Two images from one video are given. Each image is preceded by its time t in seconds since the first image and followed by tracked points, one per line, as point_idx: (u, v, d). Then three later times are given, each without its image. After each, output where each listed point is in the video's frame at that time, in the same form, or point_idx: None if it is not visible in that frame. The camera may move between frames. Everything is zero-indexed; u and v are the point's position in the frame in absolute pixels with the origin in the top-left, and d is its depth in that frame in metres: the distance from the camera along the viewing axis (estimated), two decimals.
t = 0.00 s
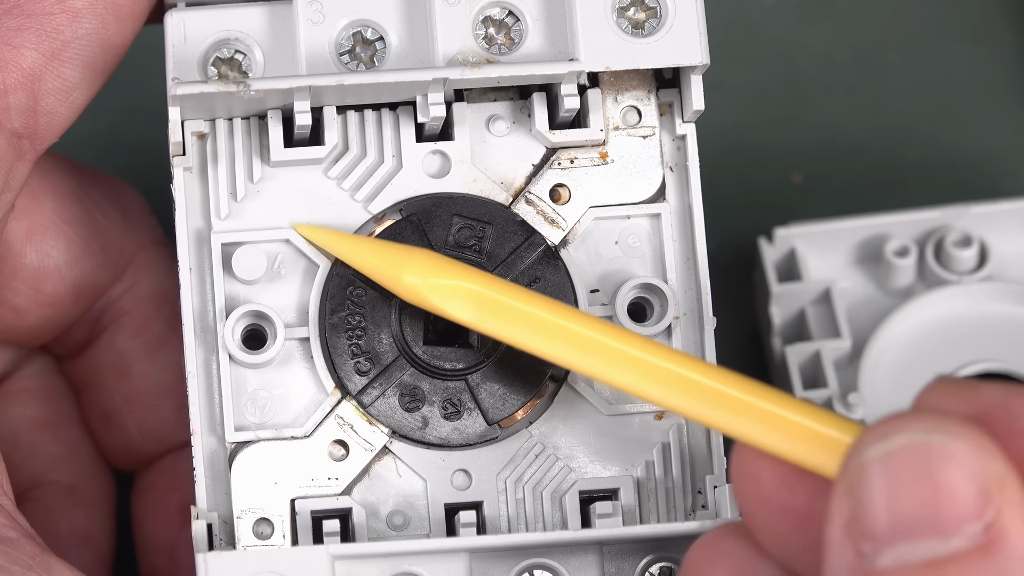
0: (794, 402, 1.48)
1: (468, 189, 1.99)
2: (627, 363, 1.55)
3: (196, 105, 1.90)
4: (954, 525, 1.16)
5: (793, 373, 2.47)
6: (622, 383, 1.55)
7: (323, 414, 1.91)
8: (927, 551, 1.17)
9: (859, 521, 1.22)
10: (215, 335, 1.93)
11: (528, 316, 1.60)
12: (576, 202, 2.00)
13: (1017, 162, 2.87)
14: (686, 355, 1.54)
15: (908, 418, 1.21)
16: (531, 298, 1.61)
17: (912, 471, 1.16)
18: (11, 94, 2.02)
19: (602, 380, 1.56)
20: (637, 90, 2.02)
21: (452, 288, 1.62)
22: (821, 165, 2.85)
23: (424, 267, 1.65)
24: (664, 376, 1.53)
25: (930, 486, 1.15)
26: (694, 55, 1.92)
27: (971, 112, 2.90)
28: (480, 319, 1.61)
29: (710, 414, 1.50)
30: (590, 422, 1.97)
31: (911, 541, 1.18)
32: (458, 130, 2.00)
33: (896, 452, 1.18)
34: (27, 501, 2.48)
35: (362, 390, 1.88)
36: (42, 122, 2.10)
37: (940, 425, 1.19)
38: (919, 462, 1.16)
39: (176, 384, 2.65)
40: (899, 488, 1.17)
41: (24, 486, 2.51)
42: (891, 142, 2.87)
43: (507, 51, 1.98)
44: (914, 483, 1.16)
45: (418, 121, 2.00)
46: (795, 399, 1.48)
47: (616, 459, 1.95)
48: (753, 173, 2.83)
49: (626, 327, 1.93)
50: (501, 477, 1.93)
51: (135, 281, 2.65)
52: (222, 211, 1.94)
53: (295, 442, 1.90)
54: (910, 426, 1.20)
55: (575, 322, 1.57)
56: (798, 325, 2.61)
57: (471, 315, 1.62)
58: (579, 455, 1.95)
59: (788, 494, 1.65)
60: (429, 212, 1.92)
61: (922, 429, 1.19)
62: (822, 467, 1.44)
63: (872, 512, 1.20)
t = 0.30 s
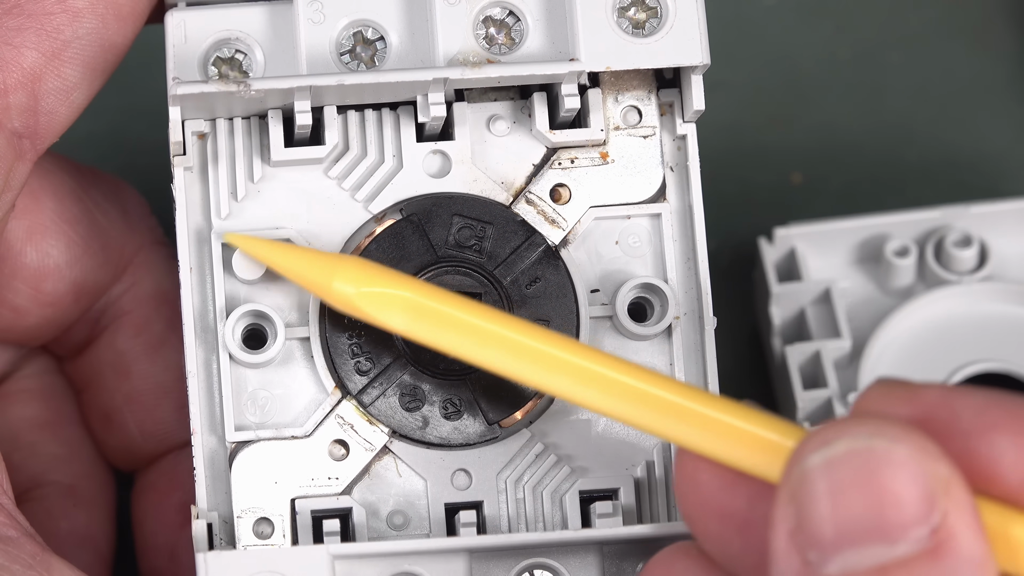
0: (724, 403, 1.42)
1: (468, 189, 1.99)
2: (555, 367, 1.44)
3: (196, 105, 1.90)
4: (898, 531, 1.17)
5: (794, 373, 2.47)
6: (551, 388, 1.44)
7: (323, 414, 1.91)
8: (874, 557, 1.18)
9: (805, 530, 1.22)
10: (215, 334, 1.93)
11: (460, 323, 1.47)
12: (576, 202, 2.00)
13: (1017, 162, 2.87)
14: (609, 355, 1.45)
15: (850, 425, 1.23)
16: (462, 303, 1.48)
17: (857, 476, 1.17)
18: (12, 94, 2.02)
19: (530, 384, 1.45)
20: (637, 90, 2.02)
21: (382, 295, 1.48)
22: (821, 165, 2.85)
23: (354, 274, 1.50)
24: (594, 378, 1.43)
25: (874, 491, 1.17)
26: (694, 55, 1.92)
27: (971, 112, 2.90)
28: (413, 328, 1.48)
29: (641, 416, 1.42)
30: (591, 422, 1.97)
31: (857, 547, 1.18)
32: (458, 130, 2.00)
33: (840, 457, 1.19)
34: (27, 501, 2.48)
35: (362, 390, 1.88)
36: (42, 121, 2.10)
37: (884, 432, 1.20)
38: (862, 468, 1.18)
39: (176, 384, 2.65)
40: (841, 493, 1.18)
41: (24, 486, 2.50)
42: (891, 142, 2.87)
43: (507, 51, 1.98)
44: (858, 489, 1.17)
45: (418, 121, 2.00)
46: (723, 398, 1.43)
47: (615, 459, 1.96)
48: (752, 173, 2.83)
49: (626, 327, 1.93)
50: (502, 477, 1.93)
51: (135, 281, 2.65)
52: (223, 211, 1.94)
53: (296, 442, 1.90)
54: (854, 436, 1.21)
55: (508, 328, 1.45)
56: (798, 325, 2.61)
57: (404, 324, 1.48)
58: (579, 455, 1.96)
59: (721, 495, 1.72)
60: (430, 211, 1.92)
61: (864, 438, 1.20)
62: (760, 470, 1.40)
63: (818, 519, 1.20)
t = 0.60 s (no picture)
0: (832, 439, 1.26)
1: (468, 189, 1.99)
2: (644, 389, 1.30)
3: (196, 105, 1.90)
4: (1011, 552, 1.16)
5: (793, 372, 2.47)
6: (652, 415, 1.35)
7: (322, 414, 1.91)
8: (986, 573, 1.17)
9: (918, 543, 1.20)
10: (215, 334, 1.93)
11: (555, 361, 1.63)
12: (576, 202, 2.00)
13: (1017, 162, 2.87)
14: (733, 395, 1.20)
15: (968, 443, 1.21)
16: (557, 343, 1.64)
17: (976, 494, 1.16)
18: (11, 93, 2.02)
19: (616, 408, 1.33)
20: (637, 90, 2.02)
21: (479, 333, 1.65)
22: (821, 166, 2.85)
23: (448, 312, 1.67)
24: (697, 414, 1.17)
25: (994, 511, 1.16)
26: (694, 55, 1.92)
27: (971, 112, 2.90)
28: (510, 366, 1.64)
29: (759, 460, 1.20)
30: (590, 422, 1.97)
31: (968, 561, 1.18)
32: (458, 130, 2.00)
33: (961, 475, 1.17)
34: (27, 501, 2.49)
35: (362, 390, 1.89)
36: (42, 121, 2.10)
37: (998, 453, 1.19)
38: (985, 488, 1.16)
39: (176, 383, 2.65)
40: (961, 512, 1.17)
41: (25, 486, 2.51)
42: (891, 142, 2.87)
43: (507, 51, 1.98)
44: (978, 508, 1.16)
45: (418, 121, 2.00)
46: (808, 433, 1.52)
47: (615, 459, 1.95)
48: (752, 173, 2.83)
49: (626, 327, 1.93)
50: (501, 477, 1.93)
51: (135, 281, 2.65)
52: (222, 211, 1.94)
53: (295, 442, 1.90)
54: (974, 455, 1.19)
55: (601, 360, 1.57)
56: (798, 325, 2.61)
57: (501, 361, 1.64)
58: (579, 455, 1.96)
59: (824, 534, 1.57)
60: (429, 211, 1.93)
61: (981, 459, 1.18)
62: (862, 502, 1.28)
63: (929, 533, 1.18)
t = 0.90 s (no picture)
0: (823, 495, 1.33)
1: (468, 189, 1.99)
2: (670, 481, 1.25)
3: (196, 104, 1.90)
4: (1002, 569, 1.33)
5: (793, 372, 2.47)
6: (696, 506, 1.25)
7: (322, 414, 1.91)
8: None
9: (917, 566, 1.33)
10: (215, 334, 1.93)
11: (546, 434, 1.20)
12: (576, 202, 2.00)
13: (1018, 162, 2.87)
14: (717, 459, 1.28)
15: (968, 472, 1.39)
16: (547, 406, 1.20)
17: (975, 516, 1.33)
18: (12, 92, 2.02)
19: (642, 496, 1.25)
20: (638, 91, 2.02)
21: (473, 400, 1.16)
22: (821, 166, 2.85)
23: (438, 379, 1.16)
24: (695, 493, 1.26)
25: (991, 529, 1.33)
26: (695, 55, 1.92)
27: (972, 112, 2.90)
28: (513, 438, 1.18)
29: (762, 528, 1.29)
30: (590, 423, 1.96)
31: None
32: (459, 130, 2.00)
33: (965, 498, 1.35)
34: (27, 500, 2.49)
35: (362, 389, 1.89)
36: (42, 120, 2.10)
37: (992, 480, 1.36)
38: (982, 511, 1.33)
39: (176, 382, 2.65)
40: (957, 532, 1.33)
41: (25, 485, 2.51)
42: (891, 142, 2.87)
43: (507, 51, 1.98)
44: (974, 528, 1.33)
45: (418, 121, 2.00)
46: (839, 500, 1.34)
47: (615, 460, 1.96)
48: (752, 174, 2.83)
49: (626, 327, 1.93)
50: (501, 477, 1.93)
51: (134, 280, 2.65)
52: (222, 210, 1.94)
53: (295, 441, 1.90)
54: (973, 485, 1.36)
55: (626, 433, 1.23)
56: (798, 326, 2.61)
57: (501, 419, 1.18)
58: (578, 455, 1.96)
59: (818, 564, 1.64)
60: (430, 211, 1.93)
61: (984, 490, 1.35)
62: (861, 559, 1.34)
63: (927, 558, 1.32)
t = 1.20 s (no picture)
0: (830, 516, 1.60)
1: (468, 189, 1.99)
2: (682, 506, 1.61)
3: (196, 104, 1.90)
4: None
5: (793, 372, 2.47)
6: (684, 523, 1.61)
7: (321, 414, 1.91)
8: None
9: None
10: (215, 334, 1.93)
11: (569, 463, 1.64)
12: (576, 202, 2.00)
13: (1017, 162, 2.87)
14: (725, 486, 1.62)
15: (981, 484, 1.44)
16: (560, 438, 1.65)
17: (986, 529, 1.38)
18: (11, 92, 2.01)
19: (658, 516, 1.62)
20: (637, 90, 2.02)
21: (488, 435, 1.65)
22: (821, 166, 2.85)
23: (450, 416, 1.68)
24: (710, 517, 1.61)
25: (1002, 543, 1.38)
26: (695, 55, 1.92)
27: (972, 112, 2.90)
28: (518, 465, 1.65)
29: (774, 549, 1.59)
30: (589, 423, 1.95)
31: None
32: (458, 130, 2.00)
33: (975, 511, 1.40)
34: (27, 500, 2.49)
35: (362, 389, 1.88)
36: (42, 120, 2.10)
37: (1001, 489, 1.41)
38: (989, 524, 1.39)
39: (176, 382, 2.65)
40: (967, 546, 1.40)
41: (24, 485, 2.51)
42: (891, 143, 2.87)
43: (507, 51, 1.97)
44: (986, 540, 1.38)
45: (417, 121, 2.00)
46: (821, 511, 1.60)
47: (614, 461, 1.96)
48: (752, 174, 2.83)
49: (626, 327, 1.93)
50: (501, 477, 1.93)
51: (133, 281, 2.65)
52: (222, 210, 1.94)
53: (295, 441, 1.90)
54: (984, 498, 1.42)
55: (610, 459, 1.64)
56: (798, 326, 2.61)
57: (522, 450, 1.65)
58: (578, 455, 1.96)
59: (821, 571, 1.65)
60: (429, 211, 1.93)
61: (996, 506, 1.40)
62: None
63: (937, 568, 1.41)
